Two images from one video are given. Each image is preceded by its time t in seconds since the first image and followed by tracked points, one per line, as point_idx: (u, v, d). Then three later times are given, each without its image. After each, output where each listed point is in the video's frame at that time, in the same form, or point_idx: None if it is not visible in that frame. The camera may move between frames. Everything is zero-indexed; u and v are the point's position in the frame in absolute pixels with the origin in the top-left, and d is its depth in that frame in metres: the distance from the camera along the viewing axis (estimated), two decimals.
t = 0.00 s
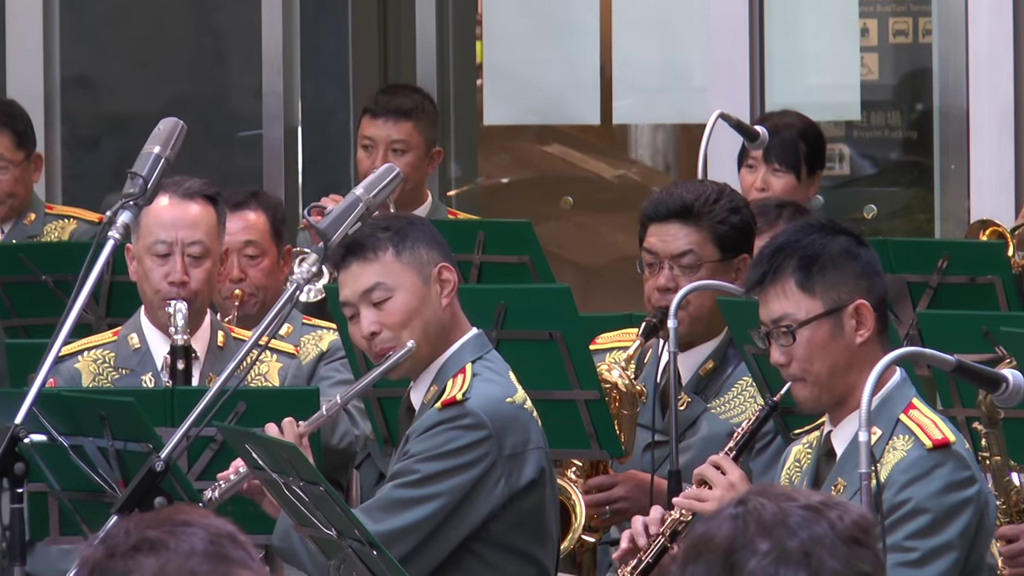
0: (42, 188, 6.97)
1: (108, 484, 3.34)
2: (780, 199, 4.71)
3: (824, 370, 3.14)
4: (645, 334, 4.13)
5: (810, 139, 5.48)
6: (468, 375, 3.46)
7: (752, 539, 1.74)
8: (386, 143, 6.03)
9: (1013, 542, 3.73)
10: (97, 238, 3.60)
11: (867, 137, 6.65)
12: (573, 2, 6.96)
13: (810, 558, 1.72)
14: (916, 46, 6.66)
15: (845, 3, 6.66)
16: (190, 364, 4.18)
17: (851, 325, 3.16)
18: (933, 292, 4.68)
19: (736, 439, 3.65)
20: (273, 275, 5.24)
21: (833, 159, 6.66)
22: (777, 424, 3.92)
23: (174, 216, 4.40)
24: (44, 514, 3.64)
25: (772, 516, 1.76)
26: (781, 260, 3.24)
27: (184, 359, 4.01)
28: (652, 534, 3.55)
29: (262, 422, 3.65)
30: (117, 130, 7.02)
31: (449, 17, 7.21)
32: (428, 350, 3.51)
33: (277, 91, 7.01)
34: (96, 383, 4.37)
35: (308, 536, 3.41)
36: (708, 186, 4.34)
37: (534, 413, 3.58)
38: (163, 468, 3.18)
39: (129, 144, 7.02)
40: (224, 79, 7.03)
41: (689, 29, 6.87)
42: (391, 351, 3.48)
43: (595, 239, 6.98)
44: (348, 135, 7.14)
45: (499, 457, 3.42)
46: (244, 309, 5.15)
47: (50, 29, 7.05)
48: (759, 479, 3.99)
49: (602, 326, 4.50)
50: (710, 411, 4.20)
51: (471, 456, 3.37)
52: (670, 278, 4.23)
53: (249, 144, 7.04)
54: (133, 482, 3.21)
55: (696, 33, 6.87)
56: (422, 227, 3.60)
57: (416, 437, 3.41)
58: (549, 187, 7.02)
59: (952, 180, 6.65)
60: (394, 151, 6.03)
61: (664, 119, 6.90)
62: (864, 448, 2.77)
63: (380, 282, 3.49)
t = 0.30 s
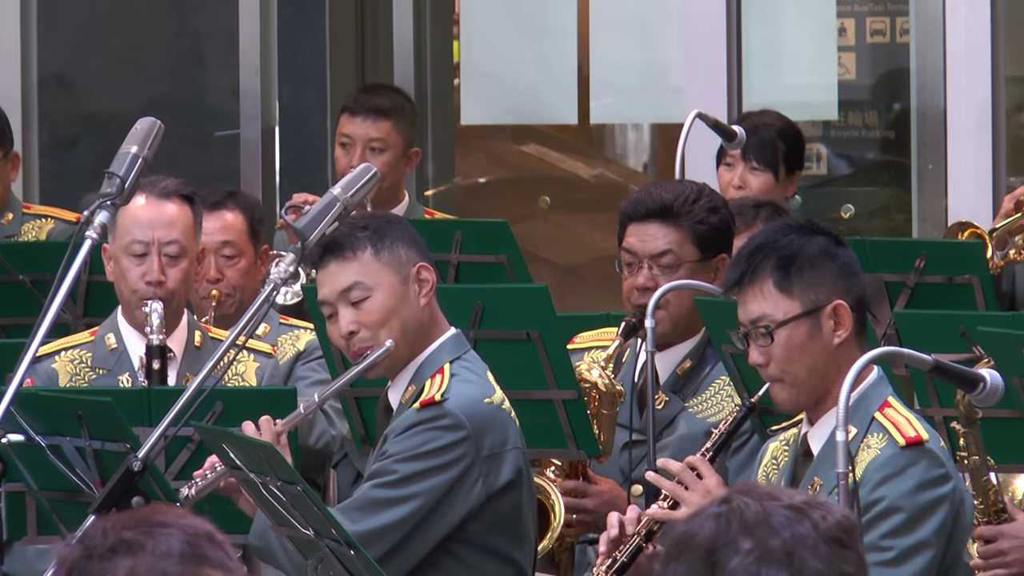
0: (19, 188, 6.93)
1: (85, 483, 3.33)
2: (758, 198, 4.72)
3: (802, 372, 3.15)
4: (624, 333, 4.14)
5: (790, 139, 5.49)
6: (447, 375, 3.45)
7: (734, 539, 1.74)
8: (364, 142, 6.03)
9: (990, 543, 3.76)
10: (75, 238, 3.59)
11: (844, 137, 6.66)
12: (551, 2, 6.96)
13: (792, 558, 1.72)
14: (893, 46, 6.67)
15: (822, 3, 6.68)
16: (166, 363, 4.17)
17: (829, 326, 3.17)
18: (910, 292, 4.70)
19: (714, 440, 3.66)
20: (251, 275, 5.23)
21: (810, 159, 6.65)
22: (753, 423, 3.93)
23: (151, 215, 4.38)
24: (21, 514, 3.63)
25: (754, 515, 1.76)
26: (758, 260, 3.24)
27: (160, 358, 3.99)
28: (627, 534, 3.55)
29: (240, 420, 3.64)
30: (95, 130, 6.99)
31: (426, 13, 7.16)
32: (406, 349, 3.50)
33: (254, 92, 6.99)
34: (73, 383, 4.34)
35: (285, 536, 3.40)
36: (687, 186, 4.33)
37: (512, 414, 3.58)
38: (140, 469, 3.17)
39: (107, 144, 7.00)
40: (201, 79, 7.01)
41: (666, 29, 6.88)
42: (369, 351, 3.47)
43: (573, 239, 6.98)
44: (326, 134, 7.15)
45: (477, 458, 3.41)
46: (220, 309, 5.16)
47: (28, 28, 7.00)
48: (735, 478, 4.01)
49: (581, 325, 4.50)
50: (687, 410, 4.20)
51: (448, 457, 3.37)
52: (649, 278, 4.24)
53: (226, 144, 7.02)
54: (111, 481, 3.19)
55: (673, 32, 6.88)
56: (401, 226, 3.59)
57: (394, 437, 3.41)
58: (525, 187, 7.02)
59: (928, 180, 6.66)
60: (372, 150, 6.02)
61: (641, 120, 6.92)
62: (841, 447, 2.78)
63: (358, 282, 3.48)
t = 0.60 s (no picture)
0: None
1: (67, 484, 3.32)
2: (738, 198, 4.73)
3: (781, 370, 3.15)
4: (605, 332, 4.15)
5: (772, 138, 5.49)
6: (431, 377, 3.45)
7: (728, 536, 1.75)
8: (346, 139, 6.01)
9: (970, 542, 3.77)
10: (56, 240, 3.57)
11: (825, 137, 6.67)
12: (532, 3, 6.97)
13: (786, 557, 1.73)
14: (874, 46, 6.66)
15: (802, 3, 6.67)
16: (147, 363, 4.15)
17: (808, 324, 3.17)
18: (891, 292, 4.70)
19: (693, 438, 3.64)
20: (233, 274, 5.23)
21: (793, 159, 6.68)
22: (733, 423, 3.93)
23: (132, 215, 4.37)
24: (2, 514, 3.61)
25: (750, 515, 1.77)
26: (736, 260, 3.25)
27: (139, 358, 3.97)
28: (608, 532, 3.55)
29: (221, 420, 3.63)
30: (76, 129, 6.97)
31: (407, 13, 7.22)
32: (388, 350, 3.49)
33: (235, 90, 6.93)
34: (54, 383, 4.33)
35: (266, 535, 3.39)
36: (668, 186, 4.34)
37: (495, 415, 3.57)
38: (121, 468, 3.17)
39: (88, 143, 6.98)
40: (182, 78, 6.99)
41: (647, 28, 6.88)
42: (353, 350, 3.46)
43: (554, 239, 6.99)
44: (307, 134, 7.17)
45: (460, 461, 3.41)
46: (203, 309, 5.12)
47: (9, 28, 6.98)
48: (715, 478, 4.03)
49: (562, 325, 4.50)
50: (668, 410, 4.21)
51: (432, 459, 3.37)
52: (630, 278, 4.24)
53: (207, 143, 6.97)
54: (92, 481, 3.19)
55: (653, 30, 6.88)
56: (386, 226, 3.59)
57: (378, 438, 3.40)
58: (506, 187, 7.04)
59: (911, 180, 6.65)
60: (354, 148, 6.01)
61: (623, 119, 6.92)
62: (822, 447, 2.80)
63: (344, 280, 3.48)
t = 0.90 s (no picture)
0: None
1: (43, 484, 3.30)
2: (715, 198, 4.74)
3: (757, 369, 3.15)
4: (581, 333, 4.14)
5: (750, 137, 5.49)
6: (409, 378, 3.44)
7: (723, 534, 1.75)
8: (323, 136, 5.99)
9: (946, 542, 3.79)
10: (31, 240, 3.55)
11: (803, 137, 6.66)
12: (507, 3, 6.96)
13: (780, 559, 1.73)
14: (850, 45, 6.67)
15: (777, 4, 6.68)
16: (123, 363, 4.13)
17: (785, 324, 3.17)
18: (867, 292, 4.71)
19: (670, 438, 3.64)
20: (209, 274, 5.22)
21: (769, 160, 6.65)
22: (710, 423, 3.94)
23: (109, 215, 4.35)
24: None
25: (747, 514, 1.77)
26: (714, 259, 3.25)
27: (115, 358, 3.95)
28: (585, 532, 3.55)
29: (197, 420, 3.62)
30: (52, 128, 6.93)
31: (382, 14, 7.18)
32: (366, 351, 3.48)
33: (211, 91, 6.92)
34: (31, 384, 4.31)
35: (243, 536, 3.38)
36: (644, 186, 4.34)
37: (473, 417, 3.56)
38: (96, 468, 3.17)
39: (64, 142, 6.94)
40: (158, 78, 6.96)
41: (623, 27, 6.88)
42: (332, 351, 3.45)
43: (528, 238, 7.00)
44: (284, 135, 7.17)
45: (439, 463, 3.40)
46: (180, 309, 5.12)
47: None
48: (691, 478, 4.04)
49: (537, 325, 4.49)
50: (644, 410, 4.21)
51: (411, 461, 3.36)
52: (606, 278, 4.24)
53: (183, 143, 6.95)
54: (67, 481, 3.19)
55: (629, 30, 6.88)
56: (364, 226, 3.58)
57: (357, 440, 3.39)
58: (483, 187, 7.04)
59: (886, 180, 6.66)
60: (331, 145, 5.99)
61: (599, 119, 6.92)
62: (799, 446, 2.81)
63: (322, 281, 3.47)
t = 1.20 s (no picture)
0: None
1: (26, 483, 3.28)
2: (698, 197, 4.74)
3: (741, 367, 3.15)
4: (566, 332, 4.15)
5: (733, 137, 5.49)
6: (393, 378, 3.43)
7: (724, 533, 1.76)
8: (304, 136, 5.98)
9: (930, 541, 3.81)
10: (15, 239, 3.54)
11: (787, 136, 6.66)
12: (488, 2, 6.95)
13: (779, 560, 1.73)
14: (833, 44, 6.65)
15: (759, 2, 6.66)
16: (106, 363, 4.11)
17: (768, 322, 3.17)
18: (850, 292, 4.70)
19: (654, 437, 3.63)
20: (193, 274, 5.21)
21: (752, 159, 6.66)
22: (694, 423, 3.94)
23: (93, 215, 4.33)
24: None
25: (749, 514, 1.78)
26: (699, 257, 3.26)
27: (99, 358, 3.94)
28: (569, 531, 3.54)
29: (180, 419, 3.61)
30: (35, 127, 6.91)
31: (366, 14, 7.17)
32: (350, 351, 3.47)
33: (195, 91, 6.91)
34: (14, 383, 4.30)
35: (227, 536, 3.37)
36: (628, 185, 4.34)
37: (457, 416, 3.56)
38: (80, 468, 3.16)
39: (47, 142, 6.92)
40: (142, 78, 6.94)
41: (605, 27, 6.88)
42: (315, 351, 3.44)
43: (512, 238, 6.99)
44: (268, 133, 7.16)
45: (423, 462, 3.40)
46: (163, 308, 5.13)
47: None
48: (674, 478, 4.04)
49: (521, 324, 4.47)
50: (628, 410, 4.21)
51: (395, 461, 3.35)
52: (590, 278, 4.23)
53: (167, 142, 6.94)
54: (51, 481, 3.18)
55: (612, 30, 6.87)
56: (348, 226, 3.57)
57: (340, 440, 3.38)
58: (466, 187, 7.04)
59: (869, 180, 6.64)
60: (312, 144, 5.98)
61: (582, 119, 6.91)
62: (782, 446, 2.82)
63: (305, 280, 3.46)
